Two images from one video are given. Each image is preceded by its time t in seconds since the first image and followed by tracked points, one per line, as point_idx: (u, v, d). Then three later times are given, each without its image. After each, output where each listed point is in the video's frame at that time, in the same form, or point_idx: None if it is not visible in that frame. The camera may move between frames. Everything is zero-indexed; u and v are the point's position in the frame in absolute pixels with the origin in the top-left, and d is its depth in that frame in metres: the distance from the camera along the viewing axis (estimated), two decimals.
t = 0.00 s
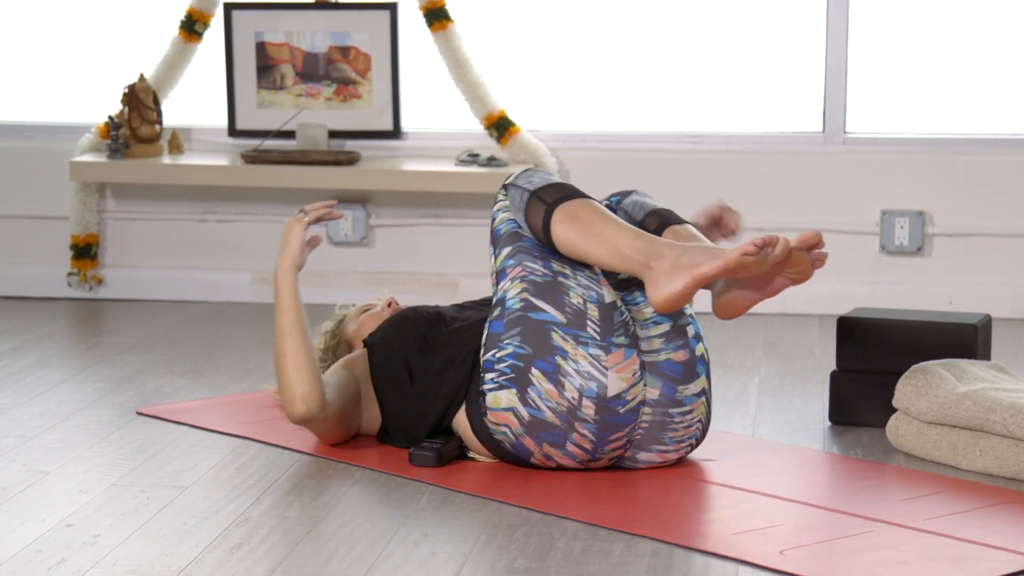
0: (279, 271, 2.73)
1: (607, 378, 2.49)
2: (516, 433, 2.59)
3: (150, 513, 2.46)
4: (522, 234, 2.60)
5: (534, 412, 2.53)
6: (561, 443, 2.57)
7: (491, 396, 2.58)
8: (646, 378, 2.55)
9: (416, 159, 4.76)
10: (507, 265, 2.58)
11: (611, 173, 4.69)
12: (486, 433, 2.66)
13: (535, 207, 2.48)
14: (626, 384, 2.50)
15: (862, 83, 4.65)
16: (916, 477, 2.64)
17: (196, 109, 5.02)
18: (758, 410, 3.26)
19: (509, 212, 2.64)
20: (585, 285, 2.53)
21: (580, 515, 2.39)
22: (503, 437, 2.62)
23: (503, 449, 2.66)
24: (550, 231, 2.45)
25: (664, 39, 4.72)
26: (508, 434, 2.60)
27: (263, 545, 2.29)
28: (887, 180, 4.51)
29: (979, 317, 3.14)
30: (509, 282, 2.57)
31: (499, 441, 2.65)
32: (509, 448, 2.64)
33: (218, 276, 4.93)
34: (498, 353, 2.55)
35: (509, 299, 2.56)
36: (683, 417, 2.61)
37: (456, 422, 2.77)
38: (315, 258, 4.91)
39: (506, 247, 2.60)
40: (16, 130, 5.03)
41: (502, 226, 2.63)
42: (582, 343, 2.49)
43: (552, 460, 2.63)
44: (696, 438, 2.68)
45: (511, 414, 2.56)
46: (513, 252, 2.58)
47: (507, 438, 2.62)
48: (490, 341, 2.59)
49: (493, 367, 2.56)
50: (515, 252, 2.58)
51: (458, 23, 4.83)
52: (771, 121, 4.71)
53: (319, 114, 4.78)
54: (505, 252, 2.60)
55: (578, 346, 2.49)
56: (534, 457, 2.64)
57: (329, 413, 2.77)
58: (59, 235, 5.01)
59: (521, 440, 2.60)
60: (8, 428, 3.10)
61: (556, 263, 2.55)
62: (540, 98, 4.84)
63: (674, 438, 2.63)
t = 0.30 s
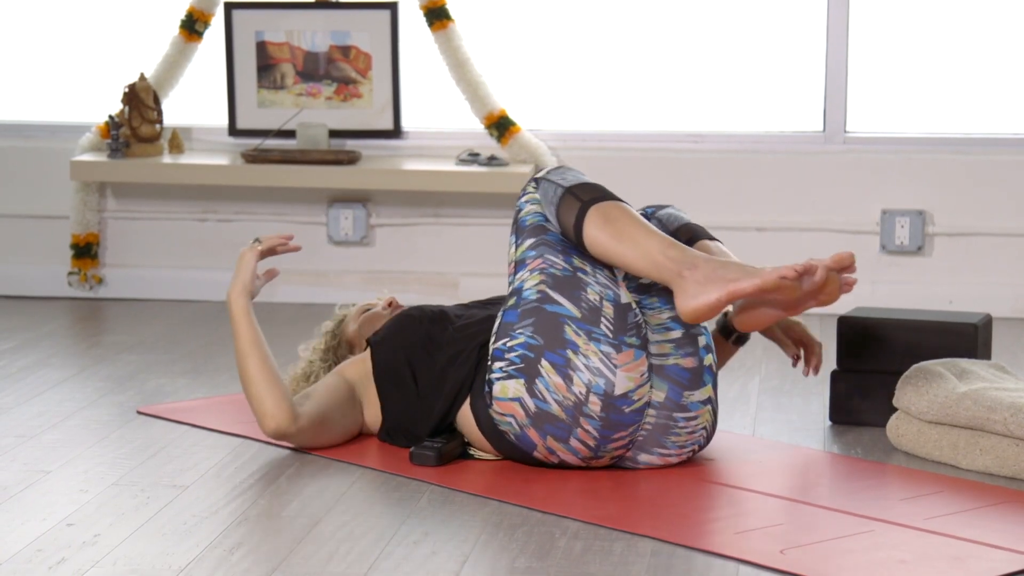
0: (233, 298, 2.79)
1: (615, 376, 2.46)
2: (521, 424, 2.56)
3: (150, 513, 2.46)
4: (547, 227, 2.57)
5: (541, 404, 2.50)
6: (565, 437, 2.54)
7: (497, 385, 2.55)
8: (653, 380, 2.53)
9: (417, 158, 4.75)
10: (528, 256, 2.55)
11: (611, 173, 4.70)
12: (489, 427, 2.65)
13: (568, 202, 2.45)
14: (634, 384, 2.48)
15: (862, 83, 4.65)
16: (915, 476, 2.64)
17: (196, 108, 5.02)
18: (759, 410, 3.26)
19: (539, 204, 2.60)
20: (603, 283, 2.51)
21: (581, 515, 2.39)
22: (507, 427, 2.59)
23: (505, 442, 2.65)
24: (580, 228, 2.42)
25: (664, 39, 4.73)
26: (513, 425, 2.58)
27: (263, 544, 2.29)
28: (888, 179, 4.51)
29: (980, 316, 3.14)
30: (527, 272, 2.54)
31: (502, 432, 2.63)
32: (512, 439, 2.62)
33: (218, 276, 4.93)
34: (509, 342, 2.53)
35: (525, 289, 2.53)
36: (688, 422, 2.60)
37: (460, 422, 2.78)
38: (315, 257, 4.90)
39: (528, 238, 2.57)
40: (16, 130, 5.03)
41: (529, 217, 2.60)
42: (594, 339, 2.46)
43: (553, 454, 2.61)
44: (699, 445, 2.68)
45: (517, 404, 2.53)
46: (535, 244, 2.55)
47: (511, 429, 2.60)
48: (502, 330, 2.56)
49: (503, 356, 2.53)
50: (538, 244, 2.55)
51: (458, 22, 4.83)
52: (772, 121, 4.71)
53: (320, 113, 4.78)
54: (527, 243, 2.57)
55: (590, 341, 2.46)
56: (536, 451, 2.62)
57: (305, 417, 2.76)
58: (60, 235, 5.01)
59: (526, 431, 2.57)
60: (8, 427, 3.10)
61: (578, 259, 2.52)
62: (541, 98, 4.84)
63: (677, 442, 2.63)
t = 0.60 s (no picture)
0: (193, 313, 2.77)
1: (628, 373, 2.45)
2: (529, 412, 2.54)
3: (150, 512, 2.46)
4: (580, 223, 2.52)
5: (552, 394, 2.48)
6: (572, 430, 2.52)
7: (510, 372, 2.53)
8: (662, 382, 2.53)
9: (417, 156, 4.75)
10: (555, 246, 2.52)
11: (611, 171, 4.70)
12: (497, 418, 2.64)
13: (610, 204, 2.40)
14: (645, 384, 2.47)
15: (861, 82, 4.65)
16: (916, 475, 2.64)
17: (196, 107, 5.01)
18: (758, 408, 3.26)
19: (575, 198, 2.54)
20: (627, 282, 2.49)
21: (581, 513, 2.39)
22: (515, 415, 2.57)
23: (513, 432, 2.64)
24: (620, 233, 2.36)
25: (664, 37, 4.72)
26: (521, 412, 2.55)
27: (263, 543, 2.29)
28: (887, 178, 4.51)
29: (980, 315, 3.14)
30: (552, 262, 2.51)
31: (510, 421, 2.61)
32: (518, 429, 2.60)
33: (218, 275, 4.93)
34: (526, 330, 2.51)
35: (548, 279, 2.51)
36: (692, 427, 2.61)
37: (467, 419, 2.78)
38: (315, 255, 4.90)
39: (557, 230, 2.53)
40: (16, 128, 5.04)
41: (562, 209, 2.55)
42: (611, 335, 2.45)
43: (558, 446, 2.58)
44: (700, 449, 2.68)
45: (528, 392, 2.50)
46: (566, 236, 2.51)
47: (519, 417, 2.57)
48: (520, 316, 2.54)
49: (519, 343, 2.51)
50: (567, 236, 2.51)
51: (458, 21, 4.83)
52: (772, 120, 4.71)
53: (319, 112, 4.78)
54: (556, 235, 2.53)
55: (608, 336, 2.45)
56: (541, 442, 2.59)
57: (285, 418, 2.75)
58: (59, 234, 5.01)
59: (534, 420, 2.55)
60: (7, 426, 3.10)
61: (605, 257, 2.50)
62: (541, 97, 4.84)
63: (680, 445, 2.63)
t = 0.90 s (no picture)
0: (155, 338, 2.75)
1: (643, 367, 2.46)
2: (540, 395, 2.52)
3: (150, 508, 2.46)
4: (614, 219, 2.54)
5: (565, 377, 2.47)
6: (581, 417, 2.51)
7: (525, 353, 2.52)
8: (674, 381, 2.53)
9: (417, 154, 4.75)
10: (587, 237, 2.54)
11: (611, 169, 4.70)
12: (505, 399, 2.62)
13: (649, 207, 2.43)
14: (658, 379, 2.48)
15: (862, 80, 4.65)
16: (916, 472, 2.64)
17: (197, 104, 5.00)
18: (758, 405, 3.26)
19: (614, 196, 2.56)
20: (652, 281, 2.51)
21: (581, 511, 2.39)
22: (525, 397, 2.56)
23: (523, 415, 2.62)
24: (656, 238, 2.39)
25: (664, 34, 4.72)
26: (532, 395, 2.54)
27: (264, 540, 2.29)
28: (888, 175, 4.51)
29: (981, 313, 3.14)
30: (581, 252, 2.52)
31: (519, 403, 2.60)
32: (527, 412, 2.58)
33: (219, 272, 4.93)
34: (548, 313, 2.51)
35: (575, 267, 2.52)
36: (699, 429, 2.60)
37: (476, 409, 2.76)
38: (315, 253, 4.90)
39: (591, 223, 2.55)
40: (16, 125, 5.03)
41: (598, 205, 2.57)
42: (632, 328, 2.46)
43: (565, 434, 2.56)
44: (703, 454, 2.68)
45: (541, 374, 2.50)
46: (599, 230, 2.53)
47: (529, 400, 2.56)
48: (543, 300, 2.54)
49: (538, 325, 2.51)
50: (600, 230, 2.53)
51: (458, 18, 4.82)
52: (772, 117, 4.71)
53: (320, 109, 4.78)
54: (589, 227, 2.55)
55: (627, 328, 2.45)
56: (548, 428, 2.57)
57: (277, 414, 2.76)
58: (59, 231, 5.01)
59: (544, 404, 2.53)
60: (8, 423, 3.10)
61: (635, 254, 2.51)
62: (541, 94, 4.84)
63: (684, 446, 2.63)
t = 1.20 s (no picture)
0: (123, 368, 2.78)
1: (659, 354, 2.48)
2: (553, 374, 2.52)
3: (150, 502, 2.47)
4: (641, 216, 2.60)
5: (580, 357, 2.47)
6: (591, 399, 2.50)
7: (542, 331, 2.53)
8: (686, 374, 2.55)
9: (417, 148, 4.75)
10: (612, 229, 2.58)
11: (611, 163, 4.69)
12: (515, 379, 2.60)
13: (678, 210, 2.52)
14: (672, 369, 2.50)
15: (862, 74, 4.65)
16: (916, 467, 2.64)
17: (196, 98, 4.99)
18: (758, 400, 3.26)
19: (643, 197, 2.63)
20: (675, 276, 2.55)
21: (582, 505, 2.39)
22: (536, 376, 2.55)
23: (533, 398, 2.59)
24: (684, 241, 2.48)
25: (664, 28, 4.72)
26: (544, 373, 2.53)
27: (263, 534, 2.29)
28: (888, 169, 4.51)
29: (981, 307, 3.14)
30: (606, 241, 2.56)
31: (531, 383, 2.57)
32: (538, 392, 2.57)
33: (218, 266, 4.93)
34: (568, 294, 2.53)
35: (599, 254, 2.55)
36: (705, 425, 2.62)
37: (483, 394, 2.75)
38: (315, 247, 4.90)
39: (618, 217, 2.60)
40: (16, 119, 5.03)
41: (626, 202, 2.63)
42: (651, 315, 2.48)
43: (574, 416, 2.55)
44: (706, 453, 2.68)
45: (556, 352, 2.50)
46: (625, 223, 2.58)
47: (540, 380, 2.55)
48: (563, 282, 2.56)
49: (557, 305, 2.53)
50: (627, 223, 2.58)
51: (458, 11, 4.82)
52: (773, 112, 4.70)
53: (320, 103, 4.78)
54: (616, 220, 2.60)
55: (647, 315, 2.48)
56: (557, 409, 2.56)
57: (275, 410, 2.79)
58: (58, 225, 5.00)
59: (556, 383, 2.52)
60: (8, 417, 3.11)
61: (660, 248, 2.56)
62: (541, 88, 4.84)
63: (689, 441, 2.63)
